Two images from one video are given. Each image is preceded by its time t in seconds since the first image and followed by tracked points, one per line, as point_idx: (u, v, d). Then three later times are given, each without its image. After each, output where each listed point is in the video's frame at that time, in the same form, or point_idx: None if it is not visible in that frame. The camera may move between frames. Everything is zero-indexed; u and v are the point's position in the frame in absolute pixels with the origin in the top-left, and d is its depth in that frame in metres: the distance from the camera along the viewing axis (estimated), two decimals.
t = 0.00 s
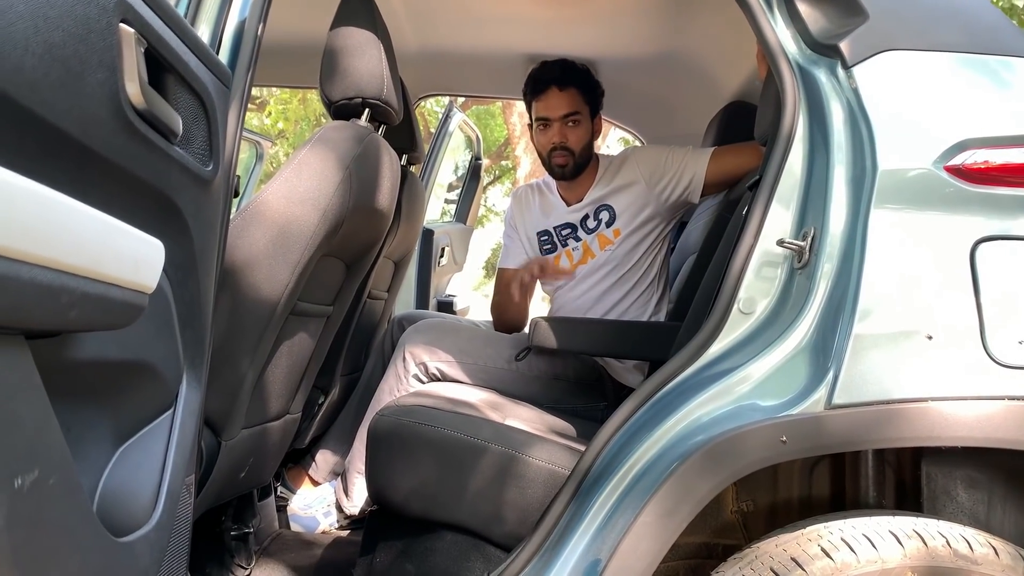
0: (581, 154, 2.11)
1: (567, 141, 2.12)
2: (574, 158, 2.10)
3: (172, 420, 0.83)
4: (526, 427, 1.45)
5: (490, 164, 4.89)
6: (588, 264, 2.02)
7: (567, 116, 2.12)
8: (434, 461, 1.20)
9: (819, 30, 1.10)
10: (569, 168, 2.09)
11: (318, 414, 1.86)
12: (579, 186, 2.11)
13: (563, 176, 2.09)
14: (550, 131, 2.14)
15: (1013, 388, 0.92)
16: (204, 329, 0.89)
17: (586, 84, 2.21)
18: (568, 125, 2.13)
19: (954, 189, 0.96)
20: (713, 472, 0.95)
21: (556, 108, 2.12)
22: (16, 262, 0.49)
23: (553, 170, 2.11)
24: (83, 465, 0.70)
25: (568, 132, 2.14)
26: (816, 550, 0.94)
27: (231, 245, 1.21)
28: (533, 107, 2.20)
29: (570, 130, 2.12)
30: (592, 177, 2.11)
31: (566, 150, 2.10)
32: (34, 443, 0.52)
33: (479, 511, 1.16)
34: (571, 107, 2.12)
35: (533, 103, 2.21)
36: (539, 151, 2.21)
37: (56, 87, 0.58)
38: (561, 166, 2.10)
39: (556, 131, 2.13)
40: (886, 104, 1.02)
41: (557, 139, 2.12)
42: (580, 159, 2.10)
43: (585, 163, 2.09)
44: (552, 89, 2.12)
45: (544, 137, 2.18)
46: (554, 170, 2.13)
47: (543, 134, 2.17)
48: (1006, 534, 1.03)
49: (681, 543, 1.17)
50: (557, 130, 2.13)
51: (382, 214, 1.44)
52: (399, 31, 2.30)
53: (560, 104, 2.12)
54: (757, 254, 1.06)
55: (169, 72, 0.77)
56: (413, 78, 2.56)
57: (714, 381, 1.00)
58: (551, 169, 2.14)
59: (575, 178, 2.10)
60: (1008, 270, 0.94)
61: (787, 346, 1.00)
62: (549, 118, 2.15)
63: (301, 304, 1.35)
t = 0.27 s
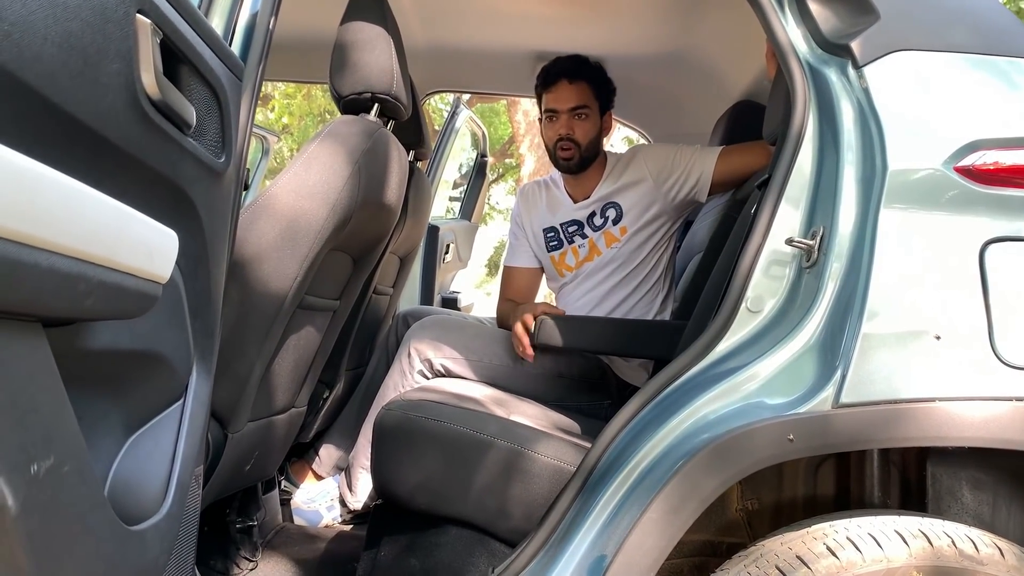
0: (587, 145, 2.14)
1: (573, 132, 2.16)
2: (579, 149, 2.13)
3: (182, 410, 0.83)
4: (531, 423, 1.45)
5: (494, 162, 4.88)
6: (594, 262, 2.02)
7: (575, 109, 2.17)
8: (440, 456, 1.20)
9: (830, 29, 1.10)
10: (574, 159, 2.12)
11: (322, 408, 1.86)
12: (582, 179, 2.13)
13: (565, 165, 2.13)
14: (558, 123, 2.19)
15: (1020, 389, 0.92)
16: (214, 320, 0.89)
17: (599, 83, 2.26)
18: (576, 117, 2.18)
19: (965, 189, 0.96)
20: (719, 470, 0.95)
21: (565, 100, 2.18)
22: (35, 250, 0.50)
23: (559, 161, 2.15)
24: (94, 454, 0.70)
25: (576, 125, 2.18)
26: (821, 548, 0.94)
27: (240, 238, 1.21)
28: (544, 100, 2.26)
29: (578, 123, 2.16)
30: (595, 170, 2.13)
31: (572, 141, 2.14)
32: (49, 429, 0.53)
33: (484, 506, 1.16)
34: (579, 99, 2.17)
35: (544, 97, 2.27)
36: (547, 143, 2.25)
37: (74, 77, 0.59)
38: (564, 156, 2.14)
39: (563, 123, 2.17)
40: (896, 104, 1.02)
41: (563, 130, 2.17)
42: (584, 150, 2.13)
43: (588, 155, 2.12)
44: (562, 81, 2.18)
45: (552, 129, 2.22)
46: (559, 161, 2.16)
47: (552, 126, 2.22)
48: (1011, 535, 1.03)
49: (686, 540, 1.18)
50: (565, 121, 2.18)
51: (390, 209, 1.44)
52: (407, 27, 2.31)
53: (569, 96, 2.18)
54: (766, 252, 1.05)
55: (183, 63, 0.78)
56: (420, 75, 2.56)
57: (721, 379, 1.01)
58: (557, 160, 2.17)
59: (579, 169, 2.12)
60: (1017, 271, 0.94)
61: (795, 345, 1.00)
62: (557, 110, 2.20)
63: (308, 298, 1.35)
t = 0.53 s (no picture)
0: (593, 137, 2.15)
1: (580, 124, 2.17)
2: (585, 140, 2.15)
3: (184, 406, 0.83)
4: (532, 422, 1.45)
5: (498, 160, 4.88)
6: (597, 258, 2.02)
7: (583, 101, 2.19)
8: (442, 454, 1.20)
9: (835, 29, 1.10)
10: (580, 149, 2.14)
11: (324, 405, 1.86)
12: (587, 172, 2.15)
13: (571, 157, 2.15)
14: (565, 114, 2.20)
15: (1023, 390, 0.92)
16: (217, 316, 0.89)
17: (608, 78, 2.27)
18: (583, 109, 2.19)
19: (969, 190, 0.96)
20: (721, 470, 0.95)
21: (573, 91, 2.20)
22: (40, 245, 0.50)
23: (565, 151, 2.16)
24: (97, 449, 0.71)
25: (583, 117, 2.19)
26: (822, 549, 0.94)
27: (244, 234, 1.21)
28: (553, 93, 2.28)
29: (585, 115, 2.18)
30: (600, 164, 2.15)
31: (578, 132, 2.15)
32: (53, 424, 0.53)
33: (485, 504, 1.16)
34: (587, 92, 2.19)
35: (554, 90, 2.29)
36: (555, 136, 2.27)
37: (79, 72, 0.59)
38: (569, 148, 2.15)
39: (570, 114, 2.19)
40: (901, 105, 1.01)
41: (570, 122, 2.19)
42: (590, 143, 2.15)
43: (594, 147, 2.14)
44: (570, 73, 2.20)
45: (560, 121, 2.24)
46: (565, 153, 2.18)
47: (559, 118, 2.23)
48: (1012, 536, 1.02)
49: (687, 540, 1.18)
50: (572, 112, 2.19)
51: (393, 206, 1.44)
52: (411, 24, 2.31)
53: (577, 88, 2.19)
54: (769, 252, 1.05)
55: (188, 59, 0.78)
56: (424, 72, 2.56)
57: (723, 379, 1.00)
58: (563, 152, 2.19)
59: (584, 161, 2.14)
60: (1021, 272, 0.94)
61: (798, 345, 1.00)
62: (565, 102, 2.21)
63: (311, 295, 1.35)
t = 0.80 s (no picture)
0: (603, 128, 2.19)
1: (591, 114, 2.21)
2: (596, 130, 2.18)
3: (189, 402, 0.83)
4: (536, 420, 1.45)
5: (500, 160, 4.88)
6: (599, 252, 2.03)
7: (595, 92, 2.22)
8: (447, 452, 1.20)
9: (841, 27, 1.10)
10: (591, 139, 2.17)
11: (327, 404, 1.86)
12: (597, 163, 2.17)
13: (582, 147, 2.17)
14: (576, 105, 2.24)
15: None
16: (222, 313, 0.89)
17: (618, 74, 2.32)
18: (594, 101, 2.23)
19: (976, 188, 0.96)
20: (726, 468, 0.94)
21: (585, 83, 2.23)
22: (47, 240, 0.50)
23: (576, 142, 2.19)
24: (103, 446, 0.71)
25: (594, 109, 2.23)
26: (827, 548, 0.94)
27: (248, 232, 1.21)
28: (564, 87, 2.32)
29: (597, 106, 2.21)
30: (611, 155, 2.18)
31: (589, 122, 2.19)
32: (60, 420, 0.53)
33: (489, 501, 1.16)
34: (599, 83, 2.23)
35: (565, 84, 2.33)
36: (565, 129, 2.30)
37: (85, 68, 0.58)
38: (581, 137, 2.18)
39: (582, 105, 2.22)
40: (907, 103, 1.01)
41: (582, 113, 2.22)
42: (601, 133, 2.18)
43: (605, 138, 2.17)
44: (583, 66, 2.25)
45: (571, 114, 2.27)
46: (576, 145, 2.21)
47: (570, 110, 2.26)
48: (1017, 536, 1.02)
49: (691, 539, 1.17)
50: (584, 103, 2.23)
51: (397, 204, 1.44)
52: (415, 22, 2.30)
53: (589, 80, 2.24)
54: (774, 251, 1.05)
55: (194, 56, 0.77)
56: (427, 70, 2.55)
57: (728, 377, 1.00)
58: (574, 143, 2.22)
59: (595, 152, 2.17)
60: None
61: (803, 344, 1.00)
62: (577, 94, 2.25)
63: (315, 293, 1.35)
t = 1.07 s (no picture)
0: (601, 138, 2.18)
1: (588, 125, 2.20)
2: (594, 141, 2.18)
3: (192, 402, 0.83)
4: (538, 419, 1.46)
5: (502, 159, 4.87)
6: (601, 252, 2.04)
7: (590, 102, 2.21)
8: (449, 451, 1.20)
9: (843, 26, 1.10)
10: (589, 151, 2.17)
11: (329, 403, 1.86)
12: (598, 172, 2.18)
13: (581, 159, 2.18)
14: (573, 117, 2.23)
15: None
16: (225, 313, 0.90)
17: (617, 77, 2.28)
18: (591, 110, 2.21)
19: (977, 187, 0.96)
20: (728, 468, 0.94)
21: (580, 93, 2.22)
22: (50, 240, 0.50)
23: (575, 154, 2.20)
24: (106, 445, 0.71)
25: (591, 118, 2.22)
26: (830, 547, 0.94)
27: (250, 232, 1.21)
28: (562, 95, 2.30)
29: (593, 117, 2.20)
30: (611, 163, 2.18)
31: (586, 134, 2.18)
32: (64, 419, 0.53)
33: (491, 501, 1.16)
34: (594, 93, 2.20)
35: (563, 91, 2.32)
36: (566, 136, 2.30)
37: (88, 68, 0.59)
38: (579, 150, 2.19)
39: (579, 116, 2.21)
40: (909, 102, 1.01)
41: (578, 123, 2.21)
42: (599, 144, 2.17)
43: (604, 148, 2.17)
44: (576, 76, 2.22)
45: (569, 123, 2.27)
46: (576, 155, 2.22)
47: (569, 120, 2.26)
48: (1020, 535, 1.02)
49: (693, 538, 1.17)
50: (580, 114, 2.22)
51: (399, 204, 1.44)
52: (416, 22, 2.30)
53: (583, 90, 2.21)
54: (776, 250, 1.05)
55: (196, 56, 0.78)
56: (429, 70, 2.55)
57: (730, 377, 1.00)
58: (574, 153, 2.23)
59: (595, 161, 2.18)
60: None
61: (805, 343, 1.00)
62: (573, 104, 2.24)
63: (317, 293, 1.36)
